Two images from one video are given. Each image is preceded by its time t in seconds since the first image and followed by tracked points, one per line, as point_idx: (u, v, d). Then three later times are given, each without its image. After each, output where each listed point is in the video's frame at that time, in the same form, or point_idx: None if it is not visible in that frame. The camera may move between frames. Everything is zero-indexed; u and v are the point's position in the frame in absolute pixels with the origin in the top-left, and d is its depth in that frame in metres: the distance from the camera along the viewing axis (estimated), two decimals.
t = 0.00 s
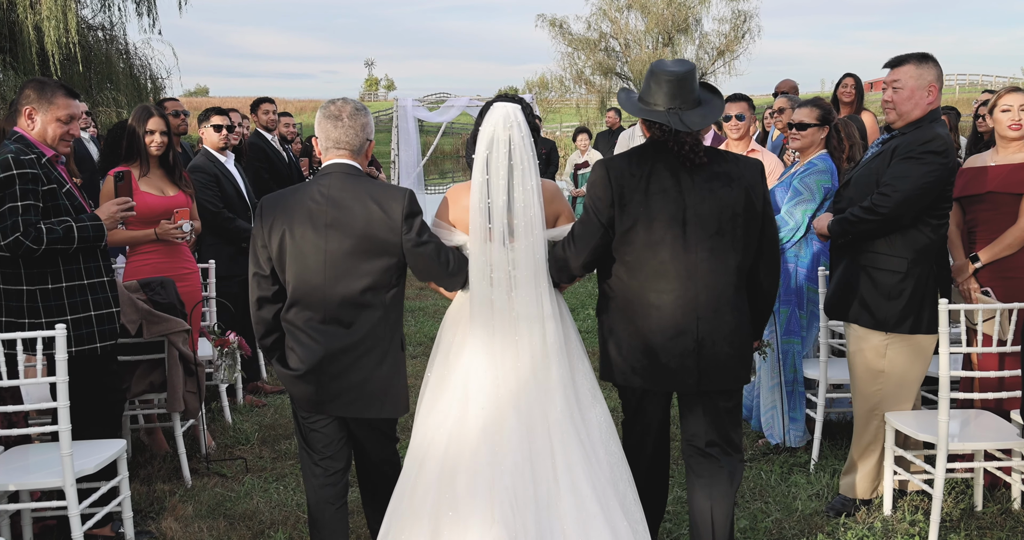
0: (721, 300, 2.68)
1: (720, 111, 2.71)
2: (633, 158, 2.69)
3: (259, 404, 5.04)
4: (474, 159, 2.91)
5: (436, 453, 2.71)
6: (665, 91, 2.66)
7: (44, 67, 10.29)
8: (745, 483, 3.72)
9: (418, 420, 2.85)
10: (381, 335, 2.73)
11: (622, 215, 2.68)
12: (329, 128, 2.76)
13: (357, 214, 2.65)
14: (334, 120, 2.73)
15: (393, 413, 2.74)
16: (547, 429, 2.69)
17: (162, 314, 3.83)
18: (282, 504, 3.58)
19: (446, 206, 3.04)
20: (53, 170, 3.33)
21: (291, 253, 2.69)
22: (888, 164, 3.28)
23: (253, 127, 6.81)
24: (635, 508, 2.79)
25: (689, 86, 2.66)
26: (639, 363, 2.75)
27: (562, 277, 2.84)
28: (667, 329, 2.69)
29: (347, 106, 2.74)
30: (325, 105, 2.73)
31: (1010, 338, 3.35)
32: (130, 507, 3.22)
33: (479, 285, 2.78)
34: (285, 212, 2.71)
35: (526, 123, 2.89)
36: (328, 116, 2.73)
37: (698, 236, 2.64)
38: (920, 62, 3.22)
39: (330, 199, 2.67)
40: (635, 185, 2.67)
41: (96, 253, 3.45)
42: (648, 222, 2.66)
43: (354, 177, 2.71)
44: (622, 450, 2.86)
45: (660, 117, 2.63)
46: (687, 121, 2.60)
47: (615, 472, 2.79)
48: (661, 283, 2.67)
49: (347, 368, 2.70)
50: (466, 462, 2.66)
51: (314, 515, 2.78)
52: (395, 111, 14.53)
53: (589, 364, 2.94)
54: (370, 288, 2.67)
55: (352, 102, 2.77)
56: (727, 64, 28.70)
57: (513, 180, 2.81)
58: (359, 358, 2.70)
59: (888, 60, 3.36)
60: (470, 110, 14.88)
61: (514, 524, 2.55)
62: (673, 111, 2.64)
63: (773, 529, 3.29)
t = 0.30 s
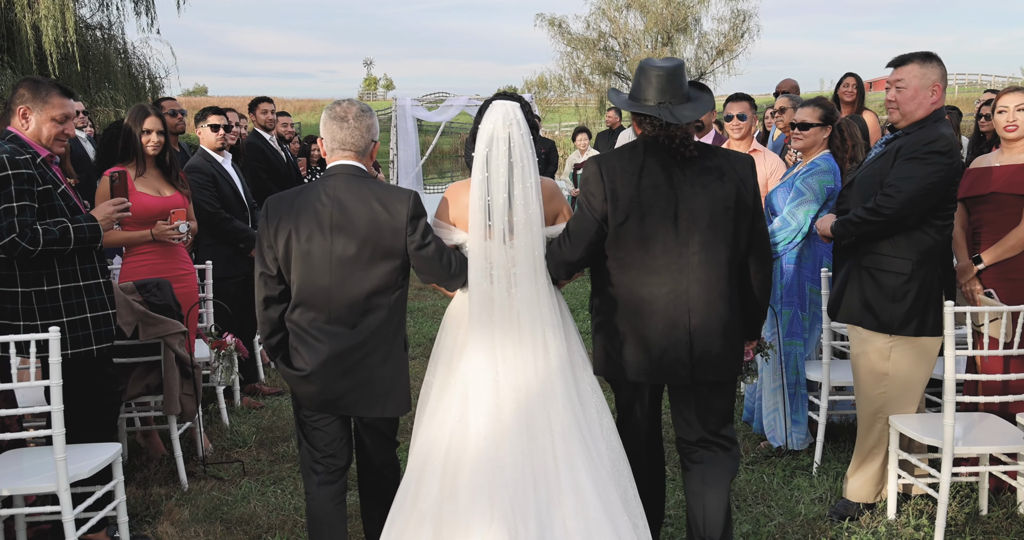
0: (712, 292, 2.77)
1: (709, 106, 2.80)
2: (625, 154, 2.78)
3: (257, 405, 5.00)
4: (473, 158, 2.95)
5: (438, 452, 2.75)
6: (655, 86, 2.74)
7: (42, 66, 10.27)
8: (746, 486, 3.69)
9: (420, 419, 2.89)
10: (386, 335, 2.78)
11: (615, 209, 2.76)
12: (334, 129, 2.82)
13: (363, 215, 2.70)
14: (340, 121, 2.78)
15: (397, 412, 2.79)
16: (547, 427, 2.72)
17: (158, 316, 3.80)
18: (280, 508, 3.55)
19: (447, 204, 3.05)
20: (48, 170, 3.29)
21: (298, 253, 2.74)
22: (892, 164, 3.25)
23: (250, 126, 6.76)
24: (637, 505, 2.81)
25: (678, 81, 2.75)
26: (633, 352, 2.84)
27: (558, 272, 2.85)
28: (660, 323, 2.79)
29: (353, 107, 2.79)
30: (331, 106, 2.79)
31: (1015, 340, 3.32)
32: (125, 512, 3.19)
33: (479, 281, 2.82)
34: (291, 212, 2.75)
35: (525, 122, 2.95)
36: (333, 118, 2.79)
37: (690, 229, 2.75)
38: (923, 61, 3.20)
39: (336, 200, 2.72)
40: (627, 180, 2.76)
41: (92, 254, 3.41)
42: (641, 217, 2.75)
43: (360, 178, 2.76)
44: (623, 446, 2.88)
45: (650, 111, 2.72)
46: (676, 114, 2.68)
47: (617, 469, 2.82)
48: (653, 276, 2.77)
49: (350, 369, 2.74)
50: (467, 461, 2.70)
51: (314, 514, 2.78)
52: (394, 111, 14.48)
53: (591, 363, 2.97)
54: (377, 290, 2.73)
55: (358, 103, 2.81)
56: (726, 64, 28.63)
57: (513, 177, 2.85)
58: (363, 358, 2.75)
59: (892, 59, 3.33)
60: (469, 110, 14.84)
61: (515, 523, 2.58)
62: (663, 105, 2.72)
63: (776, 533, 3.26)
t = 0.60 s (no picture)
0: (705, 287, 2.83)
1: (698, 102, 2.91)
2: (617, 149, 2.85)
3: (255, 407, 4.97)
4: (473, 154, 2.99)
5: (439, 452, 2.81)
6: (647, 81, 2.84)
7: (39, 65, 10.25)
8: (748, 489, 3.67)
9: (422, 419, 2.95)
10: (390, 331, 2.89)
11: (608, 205, 2.81)
12: (338, 126, 2.91)
13: (367, 213, 2.81)
14: (344, 118, 2.88)
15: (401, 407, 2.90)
16: (548, 428, 2.78)
17: (154, 317, 3.78)
18: (277, 511, 3.52)
19: (447, 200, 3.07)
20: (42, 170, 3.26)
21: (303, 249, 2.84)
22: (895, 165, 3.23)
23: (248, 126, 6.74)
24: (634, 501, 2.87)
25: (670, 76, 2.85)
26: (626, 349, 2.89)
27: (554, 269, 2.86)
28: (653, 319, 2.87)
29: (357, 105, 2.89)
30: (336, 104, 2.89)
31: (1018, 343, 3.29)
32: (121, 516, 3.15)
33: (479, 277, 2.88)
34: (297, 209, 2.85)
35: (524, 118, 3.00)
36: (337, 115, 2.87)
37: (683, 224, 2.82)
38: (928, 60, 3.17)
39: (341, 197, 2.82)
40: (619, 175, 2.82)
41: (87, 256, 3.39)
42: (633, 212, 2.81)
43: (363, 176, 2.88)
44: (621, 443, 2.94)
45: (642, 104, 2.81)
46: (668, 108, 2.79)
47: (615, 465, 2.88)
48: (644, 270, 2.84)
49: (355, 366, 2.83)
50: (468, 461, 2.75)
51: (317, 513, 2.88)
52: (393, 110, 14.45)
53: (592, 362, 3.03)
54: (383, 287, 2.84)
55: (361, 101, 2.89)
56: (726, 63, 28.56)
57: (513, 174, 2.90)
58: (368, 354, 2.85)
59: (895, 58, 3.30)
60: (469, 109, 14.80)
61: (515, 522, 2.64)
62: (654, 99, 2.83)
63: (777, 537, 3.23)
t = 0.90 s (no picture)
0: (697, 282, 2.90)
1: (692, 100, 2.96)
2: (611, 146, 2.90)
3: (252, 408, 4.94)
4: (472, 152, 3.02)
5: (439, 450, 2.86)
6: (641, 78, 2.87)
7: (36, 63, 10.24)
8: (749, 492, 3.65)
9: (422, 418, 3.00)
10: (392, 327, 2.97)
11: (602, 201, 2.86)
12: (340, 123, 2.99)
13: (370, 210, 2.88)
14: (345, 115, 2.97)
15: (407, 401, 2.99)
16: (546, 427, 2.81)
17: (149, 318, 3.75)
18: (274, 514, 3.48)
19: (446, 199, 3.11)
20: (36, 169, 3.22)
21: (306, 246, 2.90)
22: (898, 164, 3.20)
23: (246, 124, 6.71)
24: (633, 499, 2.87)
25: (663, 73, 2.90)
26: (622, 349, 2.92)
27: (550, 267, 2.88)
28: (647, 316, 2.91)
29: (358, 102, 2.98)
30: (337, 102, 2.97)
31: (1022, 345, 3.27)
32: (116, 519, 3.12)
33: (479, 272, 2.93)
34: (299, 206, 2.90)
35: (523, 116, 3.04)
36: (340, 113, 2.96)
37: (675, 220, 2.87)
38: (931, 58, 3.15)
39: (343, 195, 2.89)
40: (613, 172, 2.87)
41: (82, 256, 3.35)
42: (626, 208, 2.86)
43: (365, 173, 2.95)
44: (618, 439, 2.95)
45: (635, 100, 2.87)
46: (661, 104, 2.86)
47: (613, 462, 2.89)
48: (637, 266, 2.88)
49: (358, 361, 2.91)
50: (467, 460, 2.81)
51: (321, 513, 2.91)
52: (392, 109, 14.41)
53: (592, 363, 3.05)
54: (386, 285, 2.93)
55: (363, 99, 3.00)
56: (726, 62, 28.49)
57: (512, 171, 2.92)
58: (371, 350, 2.93)
59: (898, 57, 3.27)
60: (468, 108, 14.76)
61: (514, 521, 2.69)
62: (648, 95, 2.87)
63: None
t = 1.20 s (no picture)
0: (689, 279, 2.95)
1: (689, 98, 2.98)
2: (606, 143, 2.93)
3: (249, 408, 4.91)
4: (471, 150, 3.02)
5: (438, 450, 2.90)
6: (636, 76, 2.90)
7: (33, 61, 10.22)
8: (750, 493, 3.62)
9: (421, 417, 3.03)
10: (393, 322, 3.00)
11: (597, 197, 2.88)
12: (339, 121, 3.02)
13: (371, 206, 2.92)
14: (344, 112, 3.00)
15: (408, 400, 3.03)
16: (544, 426, 2.85)
17: (145, 318, 3.72)
18: (271, 516, 3.46)
19: (445, 197, 3.13)
20: (31, 167, 3.18)
21: (307, 242, 2.95)
22: (902, 162, 3.17)
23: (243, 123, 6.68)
24: (630, 495, 2.92)
25: (658, 71, 2.92)
26: (618, 347, 2.95)
27: (546, 264, 2.91)
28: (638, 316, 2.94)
29: (357, 98, 3.01)
30: (336, 99, 3.01)
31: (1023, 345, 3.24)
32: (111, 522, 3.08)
33: (479, 270, 2.94)
34: (301, 202, 2.95)
35: (522, 115, 3.02)
36: (338, 109, 3.00)
37: (669, 218, 2.90)
38: (936, 55, 3.12)
39: (344, 191, 2.94)
40: (608, 169, 2.90)
41: (77, 256, 3.32)
42: (620, 205, 2.89)
43: (366, 169, 2.98)
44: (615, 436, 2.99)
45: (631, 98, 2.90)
46: (656, 102, 2.89)
47: (610, 460, 2.93)
48: (631, 263, 2.91)
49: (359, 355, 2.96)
50: (467, 460, 2.85)
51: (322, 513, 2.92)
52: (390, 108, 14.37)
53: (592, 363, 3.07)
54: (387, 281, 2.96)
55: (361, 95, 3.03)
56: (725, 61, 28.44)
57: (511, 170, 2.93)
58: (371, 344, 2.97)
59: (902, 54, 3.24)
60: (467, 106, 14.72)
61: (513, 520, 2.74)
62: (644, 92, 2.90)
63: None
